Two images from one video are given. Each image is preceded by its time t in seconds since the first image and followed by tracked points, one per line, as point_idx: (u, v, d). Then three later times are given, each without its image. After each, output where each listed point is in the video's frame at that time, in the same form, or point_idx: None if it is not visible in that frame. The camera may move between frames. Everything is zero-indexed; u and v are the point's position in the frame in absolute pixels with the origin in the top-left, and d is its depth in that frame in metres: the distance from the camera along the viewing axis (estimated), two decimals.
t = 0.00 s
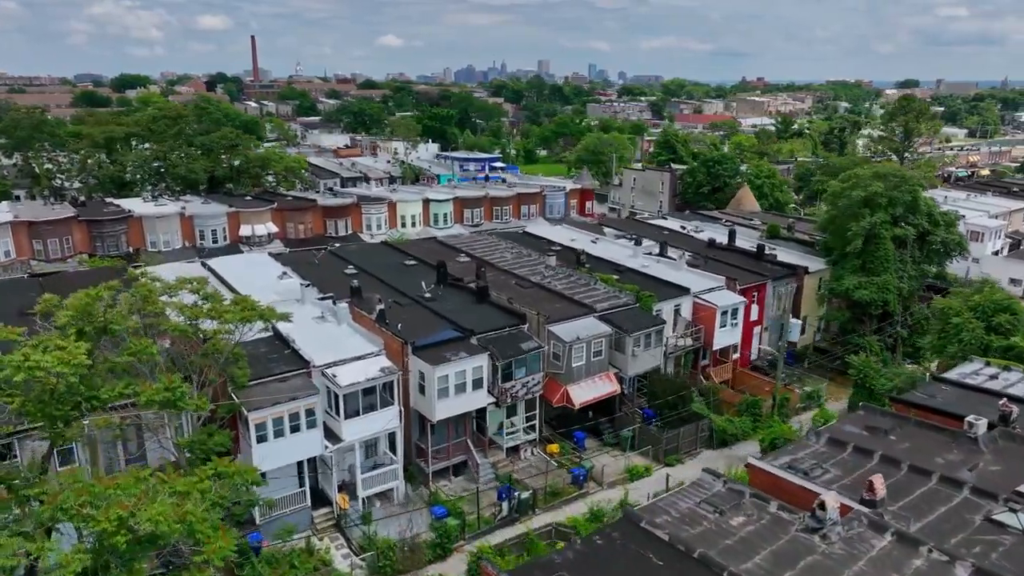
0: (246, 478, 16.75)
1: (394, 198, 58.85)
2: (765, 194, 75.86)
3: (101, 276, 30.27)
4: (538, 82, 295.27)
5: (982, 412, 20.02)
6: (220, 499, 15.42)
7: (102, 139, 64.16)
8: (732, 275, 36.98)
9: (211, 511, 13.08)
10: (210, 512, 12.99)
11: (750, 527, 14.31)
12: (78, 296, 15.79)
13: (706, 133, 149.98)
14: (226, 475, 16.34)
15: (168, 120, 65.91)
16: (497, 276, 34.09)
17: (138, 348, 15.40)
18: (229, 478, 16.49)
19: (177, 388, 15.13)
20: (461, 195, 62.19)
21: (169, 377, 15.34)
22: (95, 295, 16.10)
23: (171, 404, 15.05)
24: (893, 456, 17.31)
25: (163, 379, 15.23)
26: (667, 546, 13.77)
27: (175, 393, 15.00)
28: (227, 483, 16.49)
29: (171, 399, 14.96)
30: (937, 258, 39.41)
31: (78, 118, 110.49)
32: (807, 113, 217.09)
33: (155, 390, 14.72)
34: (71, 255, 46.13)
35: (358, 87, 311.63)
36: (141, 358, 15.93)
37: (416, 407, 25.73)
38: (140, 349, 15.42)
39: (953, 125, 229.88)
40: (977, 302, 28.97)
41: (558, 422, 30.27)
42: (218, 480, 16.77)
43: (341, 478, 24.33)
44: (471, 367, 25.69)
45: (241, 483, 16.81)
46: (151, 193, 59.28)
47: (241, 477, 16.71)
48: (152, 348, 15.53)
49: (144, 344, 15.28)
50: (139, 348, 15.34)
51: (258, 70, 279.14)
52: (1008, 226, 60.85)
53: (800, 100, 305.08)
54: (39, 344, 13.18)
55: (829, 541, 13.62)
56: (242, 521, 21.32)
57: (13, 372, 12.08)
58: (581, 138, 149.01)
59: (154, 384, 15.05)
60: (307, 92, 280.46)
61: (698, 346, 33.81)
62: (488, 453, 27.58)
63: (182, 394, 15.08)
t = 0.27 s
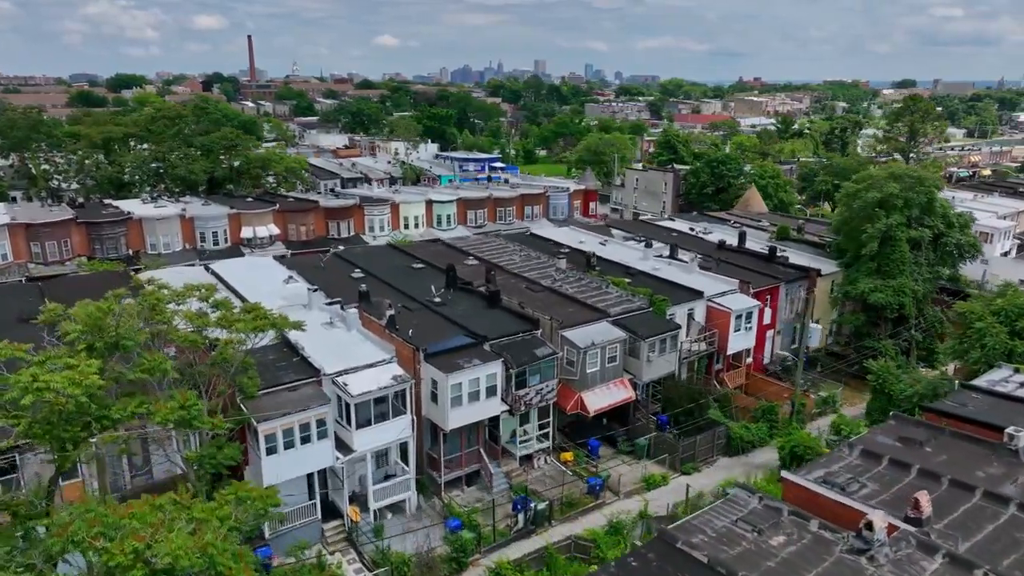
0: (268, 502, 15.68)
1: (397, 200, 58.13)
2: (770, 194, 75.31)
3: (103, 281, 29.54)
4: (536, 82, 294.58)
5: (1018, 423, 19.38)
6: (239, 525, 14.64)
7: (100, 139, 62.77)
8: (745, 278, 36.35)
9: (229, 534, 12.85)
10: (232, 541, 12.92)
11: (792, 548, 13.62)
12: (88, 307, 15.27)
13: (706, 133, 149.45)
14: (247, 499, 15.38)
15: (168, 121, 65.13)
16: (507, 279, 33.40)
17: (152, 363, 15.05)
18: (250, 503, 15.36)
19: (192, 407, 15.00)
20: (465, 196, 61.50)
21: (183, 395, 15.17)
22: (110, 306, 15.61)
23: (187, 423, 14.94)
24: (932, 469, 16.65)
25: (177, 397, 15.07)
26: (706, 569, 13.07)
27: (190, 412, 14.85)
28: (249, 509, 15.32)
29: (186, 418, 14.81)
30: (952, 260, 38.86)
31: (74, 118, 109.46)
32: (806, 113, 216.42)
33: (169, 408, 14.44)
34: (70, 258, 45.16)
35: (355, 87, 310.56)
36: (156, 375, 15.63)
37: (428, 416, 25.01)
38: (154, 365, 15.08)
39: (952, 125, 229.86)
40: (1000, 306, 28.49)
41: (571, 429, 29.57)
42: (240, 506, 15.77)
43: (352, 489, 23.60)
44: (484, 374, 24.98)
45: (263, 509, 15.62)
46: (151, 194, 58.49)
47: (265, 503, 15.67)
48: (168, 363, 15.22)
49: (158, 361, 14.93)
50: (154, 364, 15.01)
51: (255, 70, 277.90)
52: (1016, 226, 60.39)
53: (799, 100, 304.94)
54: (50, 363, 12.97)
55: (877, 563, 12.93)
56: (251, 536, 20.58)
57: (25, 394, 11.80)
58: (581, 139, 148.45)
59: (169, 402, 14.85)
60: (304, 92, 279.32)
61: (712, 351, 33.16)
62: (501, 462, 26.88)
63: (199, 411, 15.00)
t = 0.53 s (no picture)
0: (291, 530, 14.96)
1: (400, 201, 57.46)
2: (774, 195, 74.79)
3: (104, 286, 28.83)
4: (534, 82, 293.97)
5: None
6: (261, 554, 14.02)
7: (98, 140, 61.75)
8: (758, 281, 35.75)
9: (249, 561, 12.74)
10: (252, 572, 12.75)
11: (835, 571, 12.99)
12: (98, 322, 14.78)
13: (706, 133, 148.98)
14: (269, 526, 14.62)
15: (166, 121, 64.34)
16: (516, 283, 32.75)
17: (166, 381, 14.59)
18: (274, 531, 14.65)
19: (208, 427, 14.94)
20: (468, 197, 60.87)
21: (198, 415, 15.12)
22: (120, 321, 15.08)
23: (203, 444, 14.87)
24: (971, 483, 16.06)
25: (192, 417, 15.06)
26: None
27: (206, 432, 14.77)
28: (272, 537, 14.62)
29: (202, 438, 14.71)
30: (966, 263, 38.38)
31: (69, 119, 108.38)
32: (804, 113, 216.15)
33: (184, 429, 14.29)
34: (68, 260, 44.25)
35: (352, 87, 309.39)
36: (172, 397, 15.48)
37: (441, 425, 24.32)
38: (169, 382, 14.59)
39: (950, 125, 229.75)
40: None
41: (584, 437, 28.89)
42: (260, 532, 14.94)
43: (363, 501, 22.91)
44: (498, 382, 24.29)
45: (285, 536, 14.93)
46: (150, 196, 57.75)
47: (288, 531, 14.92)
48: (184, 380, 14.76)
49: (173, 378, 14.43)
50: (168, 382, 14.56)
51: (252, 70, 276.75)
52: None
53: (797, 100, 304.73)
54: (61, 387, 12.93)
55: None
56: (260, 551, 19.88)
57: (35, 417, 11.70)
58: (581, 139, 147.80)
59: (186, 423, 14.78)
60: (301, 92, 278.31)
61: (726, 356, 32.49)
62: (514, 471, 26.20)
63: (215, 432, 14.95)
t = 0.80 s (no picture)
0: (316, 561, 14.55)
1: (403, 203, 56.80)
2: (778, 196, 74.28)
3: (105, 292, 28.12)
4: (532, 82, 293.43)
5: None
6: None
7: (97, 140, 60.62)
8: (771, 284, 35.13)
9: None
10: None
11: None
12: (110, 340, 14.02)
13: (706, 133, 148.54)
14: (293, 556, 14.29)
15: (165, 121, 63.64)
16: (526, 286, 32.08)
17: (181, 401, 13.91)
18: (298, 561, 14.31)
19: (226, 450, 14.83)
20: (471, 198, 60.25)
21: (215, 437, 14.98)
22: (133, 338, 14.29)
23: (221, 468, 14.74)
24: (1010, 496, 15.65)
25: (209, 439, 14.89)
26: None
27: (224, 455, 14.65)
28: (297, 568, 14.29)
29: (219, 462, 14.60)
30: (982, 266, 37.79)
31: (66, 119, 107.50)
32: (803, 113, 216.15)
33: (202, 452, 14.04)
34: (66, 263, 43.34)
35: (350, 87, 308.38)
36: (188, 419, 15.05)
37: (454, 434, 23.62)
38: (184, 402, 13.89)
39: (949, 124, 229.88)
40: None
41: (597, 445, 28.23)
42: (285, 562, 14.63)
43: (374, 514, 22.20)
44: (513, 390, 23.59)
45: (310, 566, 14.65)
46: (149, 198, 57.02)
47: (312, 558, 14.66)
48: (201, 400, 14.09)
49: (190, 399, 13.74)
50: (184, 402, 13.87)
51: (249, 70, 275.70)
52: None
53: (796, 100, 304.65)
54: (74, 412, 12.49)
55: None
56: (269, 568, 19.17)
57: (44, 445, 11.31)
58: (581, 139, 147.25)
59: (203, 445, 14.61)
60: (299, 92, 277.37)
61: (741, 361, 31.84)
62: (528, 481, 25.54)
63: (233, 454, 14.80)
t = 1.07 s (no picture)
0: None
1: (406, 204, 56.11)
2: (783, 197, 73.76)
3: (106, 297, 27.37)
4: (530, 82, 292.85)
5: None
6: None
7: (95, 141, 59.72)
8: (785, 288, 34.52)
9: None
10: None
11: None
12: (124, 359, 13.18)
13: (707, 133, 148.10)
14: None
15: (165, 122, 62.97)
16: (537, 290, 31.41)
17: (201, 425, 13.18)
18: None
19: (248, 476, 14.14)
20: (475, 199, 59.60)
21: (237, 463, 14.30)
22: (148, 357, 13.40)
23: (243, 495, 14.06)
24: None
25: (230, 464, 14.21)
26: None
27: (247, 482, 13.95)
28: None
29: (242, 489, 13.90)
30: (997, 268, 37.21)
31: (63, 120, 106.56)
32: (803, 113, 216.14)
33: (223, 479, 13.35)
34: (65, 267, 42.48)
35: (347, 87, 307.43)
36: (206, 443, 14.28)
37: (468, 445, 22.93)
38: (203, 425, 13.20)
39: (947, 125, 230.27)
40: None
41: (612, 453, 27.56)
42: None
43: (387, 527, 21.49)
44: (529, 399, 22.91)
45: None
46: (148, 200, 56.30)
47: None
48: (222, 424, 13.40)
49: (210, 424, 13.01)
50: (204, 427, 13.15)
51: (246, 70, 274.67)
52: None
53: (794, 100, 304.43)
54: (88, 441, 11.87)
55: None
56: None
57: (55, 481, 10.76)
58: (581, 139, 146.71)
59: (225, 471, 13.92)
60: (296, 92, 276.46)
61: (756, 367, 31.21)
62: (543, 492, 24.91)
63: (255, 481, 14.10)
